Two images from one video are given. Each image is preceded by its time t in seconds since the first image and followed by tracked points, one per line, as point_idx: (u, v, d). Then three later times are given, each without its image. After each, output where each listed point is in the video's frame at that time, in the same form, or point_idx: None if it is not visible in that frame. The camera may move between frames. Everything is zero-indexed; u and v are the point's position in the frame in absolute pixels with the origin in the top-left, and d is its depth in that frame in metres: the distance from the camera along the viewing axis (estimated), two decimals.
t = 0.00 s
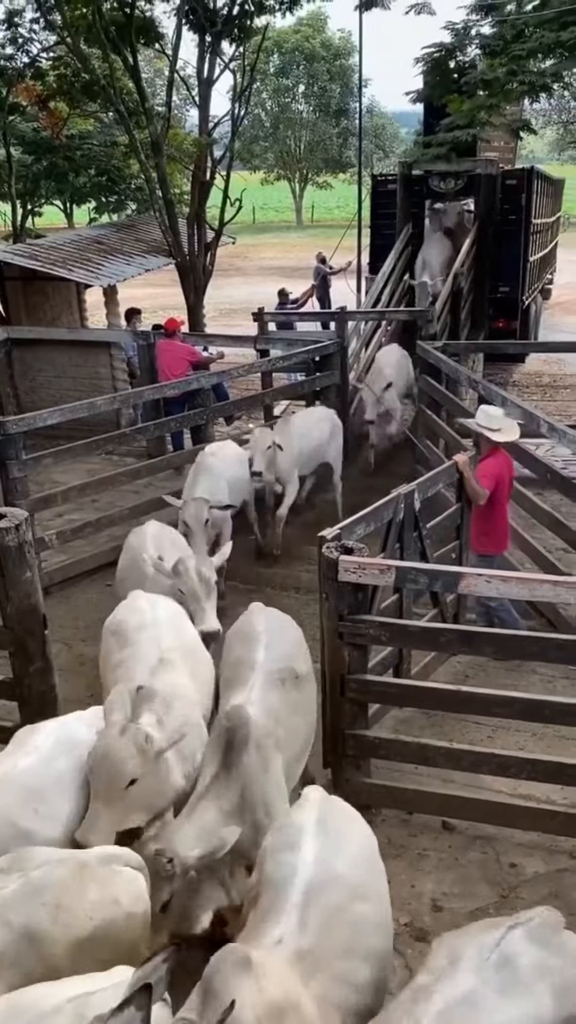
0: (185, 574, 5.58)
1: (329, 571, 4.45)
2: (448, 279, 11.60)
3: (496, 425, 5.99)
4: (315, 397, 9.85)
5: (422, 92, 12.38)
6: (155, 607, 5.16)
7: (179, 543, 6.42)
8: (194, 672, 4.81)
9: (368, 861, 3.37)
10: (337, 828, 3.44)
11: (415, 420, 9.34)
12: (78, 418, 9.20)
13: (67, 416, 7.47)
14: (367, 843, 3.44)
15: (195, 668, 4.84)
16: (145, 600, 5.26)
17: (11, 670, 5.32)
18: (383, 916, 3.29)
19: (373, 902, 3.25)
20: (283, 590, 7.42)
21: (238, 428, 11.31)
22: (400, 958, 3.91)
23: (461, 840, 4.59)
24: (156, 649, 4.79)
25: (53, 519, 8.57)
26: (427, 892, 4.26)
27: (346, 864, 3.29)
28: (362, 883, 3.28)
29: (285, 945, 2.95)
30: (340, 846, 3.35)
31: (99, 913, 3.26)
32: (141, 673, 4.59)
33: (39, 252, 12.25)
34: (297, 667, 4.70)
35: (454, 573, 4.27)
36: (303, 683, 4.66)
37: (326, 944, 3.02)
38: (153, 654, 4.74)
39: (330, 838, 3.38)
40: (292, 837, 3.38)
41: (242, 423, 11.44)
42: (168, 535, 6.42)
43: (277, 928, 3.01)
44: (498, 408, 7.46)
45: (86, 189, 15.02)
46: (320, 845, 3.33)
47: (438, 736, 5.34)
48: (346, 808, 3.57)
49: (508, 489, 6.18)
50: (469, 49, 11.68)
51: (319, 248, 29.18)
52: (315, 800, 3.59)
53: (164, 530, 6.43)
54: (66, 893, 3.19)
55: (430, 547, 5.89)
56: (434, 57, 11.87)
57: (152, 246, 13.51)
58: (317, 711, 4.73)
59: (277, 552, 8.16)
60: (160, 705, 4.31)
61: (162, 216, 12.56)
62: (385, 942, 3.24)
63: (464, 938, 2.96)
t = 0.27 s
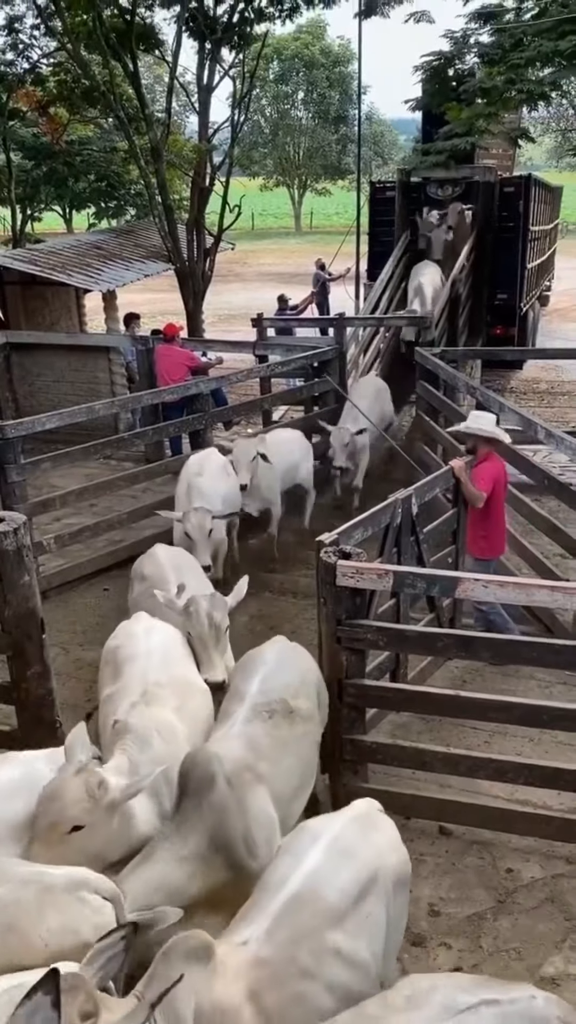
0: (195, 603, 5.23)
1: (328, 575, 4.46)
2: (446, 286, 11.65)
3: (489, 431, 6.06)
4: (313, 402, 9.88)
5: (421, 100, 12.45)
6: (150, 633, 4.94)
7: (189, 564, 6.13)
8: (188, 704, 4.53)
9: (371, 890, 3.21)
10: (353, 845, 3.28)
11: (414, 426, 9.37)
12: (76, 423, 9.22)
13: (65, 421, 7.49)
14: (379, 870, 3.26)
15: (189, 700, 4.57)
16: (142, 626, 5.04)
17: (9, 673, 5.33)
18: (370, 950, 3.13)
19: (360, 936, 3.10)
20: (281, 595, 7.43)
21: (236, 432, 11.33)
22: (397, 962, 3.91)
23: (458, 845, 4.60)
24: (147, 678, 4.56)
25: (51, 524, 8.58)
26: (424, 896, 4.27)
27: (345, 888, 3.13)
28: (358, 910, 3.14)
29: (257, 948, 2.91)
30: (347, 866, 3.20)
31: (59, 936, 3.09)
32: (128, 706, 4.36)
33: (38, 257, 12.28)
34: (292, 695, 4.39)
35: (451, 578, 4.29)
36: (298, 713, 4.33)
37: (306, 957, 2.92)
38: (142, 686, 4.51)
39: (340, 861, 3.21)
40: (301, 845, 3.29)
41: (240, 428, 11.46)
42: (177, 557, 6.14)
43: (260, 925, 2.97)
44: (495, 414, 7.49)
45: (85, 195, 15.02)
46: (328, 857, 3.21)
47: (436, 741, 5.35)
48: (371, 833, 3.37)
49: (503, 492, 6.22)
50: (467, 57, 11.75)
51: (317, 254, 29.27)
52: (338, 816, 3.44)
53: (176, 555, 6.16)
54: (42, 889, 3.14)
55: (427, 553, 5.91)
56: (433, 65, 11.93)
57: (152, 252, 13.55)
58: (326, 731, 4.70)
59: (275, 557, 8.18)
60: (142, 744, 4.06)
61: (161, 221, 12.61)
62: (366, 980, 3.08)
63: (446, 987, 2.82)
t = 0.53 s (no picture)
0: (200, 635, 4.83)
1: (326, 579, 4.47)
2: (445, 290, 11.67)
3: (485, 435, 6.03)
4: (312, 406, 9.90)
5: (422, 106, 12.49)
6: (143, 650, 4.71)
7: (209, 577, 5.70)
8: (174, 731, 4.23)
9: (362, 911, 3.00)
10: (356, 859, 3.06)
11: (412, 430, 9.38)
12: (75, 425, 9.22)
13: (64, 423, 7.49)
14: (376, 893, 3.03)
15: (174, 727, 4.27)
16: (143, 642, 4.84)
17: (7, 676, 5.32)
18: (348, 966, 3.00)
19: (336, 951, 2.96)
20: (280, 598, 7.43)
21: (234, 436, 11.35)
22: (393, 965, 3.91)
23: (456, 849, 4.59)
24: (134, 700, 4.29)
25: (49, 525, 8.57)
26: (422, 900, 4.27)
27: (334, 906, 2.94)
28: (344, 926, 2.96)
29: (229, 944, 2.82)
30: (343, 883, 2.99)
31: None
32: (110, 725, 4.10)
33: (38, 259, 12.29)
34: (286, 731, 4.00)
35: (450, 582, 4.29)
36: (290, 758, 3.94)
37: (282, 953, 2.82)
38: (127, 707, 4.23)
39: (343, 878, 3.01)
40: (302, 849, 3.09)
41: (238, 431, 11.47)
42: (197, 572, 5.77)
43: (239, 922, 2.87)
44: (494, 418, 7.50)
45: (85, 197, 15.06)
46: (326, 869, 3.01)
47: (433, 745, 5.35)
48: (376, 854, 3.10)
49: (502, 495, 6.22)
50: (467, 63, 11.80)
51: (316, 258, 29.33)
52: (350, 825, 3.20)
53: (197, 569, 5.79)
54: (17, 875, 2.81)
55: (426, 556, 5.91)
56: (433, 71, 11.98)
57: (151, 254, 13.56)
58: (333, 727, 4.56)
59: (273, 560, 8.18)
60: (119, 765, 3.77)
61: (161, 225, 12.63)
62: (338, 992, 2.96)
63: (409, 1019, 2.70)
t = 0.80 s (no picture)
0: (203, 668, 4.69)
1: (327, 580, 4.47)
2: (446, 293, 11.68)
3: (487, 438, 6.02)
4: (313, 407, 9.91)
5: (424, 108, 12.49)
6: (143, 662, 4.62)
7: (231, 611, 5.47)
8: (159, 754, 4.20)
9: (338, 924, 2.96)
10: (346, 870, 3.02)
11: (412, 432, 9.38)
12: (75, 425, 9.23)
13: (65, 423, 7.49)
14: (355, 910, 2.98)
15: (162, 749, 4.23)
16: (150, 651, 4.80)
17: (7, 676, 5.33)
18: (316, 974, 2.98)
19: (306, 954, 2.94)
20: (279, 599, 7.43)
21: (235, 437, 11.35)
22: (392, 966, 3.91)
23: (454, 851, 4.59)
24: (128, 712, 4.25)
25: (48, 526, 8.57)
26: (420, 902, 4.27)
27: (310, 909, 2.93)
28: (319, 932, 2.94)
29: (198, 922, 2.87)
30: (327, 890, 2.96)
31: None
32: (98, 736, 4.11)
33: (39, 259, 12.30)
34: (266, 764, 3.71)
35: (450, 584, 4.29)
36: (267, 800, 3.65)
37: (249, 936, 2.85)
38: (118, 720, 4.21)
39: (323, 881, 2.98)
40: (297, 847, 3.08)
41: (239, 432, 11.48)
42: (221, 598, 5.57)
43: (213, 900, 2.92)
44: (495, 421, 7.51)
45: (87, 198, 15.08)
46: (315, 871, 2.99)
47: (432, 747, 5.35)
48: (365, 875, 3.04)
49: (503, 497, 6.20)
50: (469, 65, 11.80)
51: (318, 260, 29.35)
52: (352, 838, 3.14)
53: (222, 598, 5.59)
54: None
55: (425, 558, 5.92)
56: (435, 74, 11.98)
57: (152, 255, 13.57)
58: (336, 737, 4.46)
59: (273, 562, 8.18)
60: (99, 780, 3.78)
61: (162, 226, 12.64)
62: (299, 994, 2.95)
63: None
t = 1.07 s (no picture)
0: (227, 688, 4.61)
1: (328, 579, 4.47)
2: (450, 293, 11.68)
3: (491, 438, 6.01)
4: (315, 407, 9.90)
5: (428, 108, 12.48)
6: (152, 663, 4.64)
7: (254, 629, 5.13)
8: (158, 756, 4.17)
9: (292, 915, 3.02)
10: (305, 864, 3.06)
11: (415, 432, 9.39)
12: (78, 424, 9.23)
13: (67, 421, 7.48)
14: (310, 904, 3.02)
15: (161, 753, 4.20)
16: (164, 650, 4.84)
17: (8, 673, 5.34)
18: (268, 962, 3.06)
19: (258, 943, 3.02)
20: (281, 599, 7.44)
21: (237, 437, 11.35)
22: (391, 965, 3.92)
23: (454, 851, 4.59)
24: (128, 712, 4.30)
25: (51, 524, 8.58)
26: (420, 901, 4.28)
27: (263, 898, 2.99)
28: (272, 922, 3.01)
29: (155, 900, 3.01)
30: (284, 881, 3.02)
31: None
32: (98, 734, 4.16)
33: (43, 257, 12.30)
34: (260, 798, 3.59)
35: (452, 584, 4.30)
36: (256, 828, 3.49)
37: (201, 917, 2.97)
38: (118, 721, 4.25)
39: (275, 873, 3.03)
40: (263, 836, 3.15)
41: (241, 432, 11.48)
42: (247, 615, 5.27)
43: (173, 879, 3.05)
44: (497, 421, 7.50)
45: (91, 197, 15.07)
46: (275, 861, 3.05)
47: (433, 746, 5.36)
48: (323, 873, 3.07)
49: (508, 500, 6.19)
50: (474, 66, 11.79)
51: (321, 260, 29.31)
52: (317, 835, 3.19)
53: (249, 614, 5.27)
54: None
55: (427, 558, 5.92)
56: (440, 75, 11.95)
57: (156, 254, 13.56)
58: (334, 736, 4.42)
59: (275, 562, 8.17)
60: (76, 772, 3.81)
61: (166, 224, 12.63)
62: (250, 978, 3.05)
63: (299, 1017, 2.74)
